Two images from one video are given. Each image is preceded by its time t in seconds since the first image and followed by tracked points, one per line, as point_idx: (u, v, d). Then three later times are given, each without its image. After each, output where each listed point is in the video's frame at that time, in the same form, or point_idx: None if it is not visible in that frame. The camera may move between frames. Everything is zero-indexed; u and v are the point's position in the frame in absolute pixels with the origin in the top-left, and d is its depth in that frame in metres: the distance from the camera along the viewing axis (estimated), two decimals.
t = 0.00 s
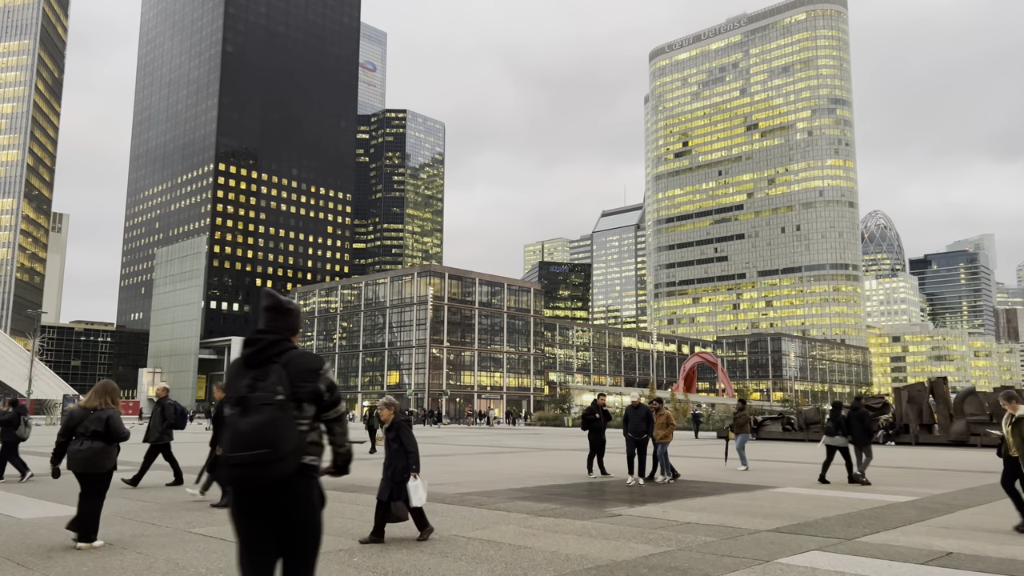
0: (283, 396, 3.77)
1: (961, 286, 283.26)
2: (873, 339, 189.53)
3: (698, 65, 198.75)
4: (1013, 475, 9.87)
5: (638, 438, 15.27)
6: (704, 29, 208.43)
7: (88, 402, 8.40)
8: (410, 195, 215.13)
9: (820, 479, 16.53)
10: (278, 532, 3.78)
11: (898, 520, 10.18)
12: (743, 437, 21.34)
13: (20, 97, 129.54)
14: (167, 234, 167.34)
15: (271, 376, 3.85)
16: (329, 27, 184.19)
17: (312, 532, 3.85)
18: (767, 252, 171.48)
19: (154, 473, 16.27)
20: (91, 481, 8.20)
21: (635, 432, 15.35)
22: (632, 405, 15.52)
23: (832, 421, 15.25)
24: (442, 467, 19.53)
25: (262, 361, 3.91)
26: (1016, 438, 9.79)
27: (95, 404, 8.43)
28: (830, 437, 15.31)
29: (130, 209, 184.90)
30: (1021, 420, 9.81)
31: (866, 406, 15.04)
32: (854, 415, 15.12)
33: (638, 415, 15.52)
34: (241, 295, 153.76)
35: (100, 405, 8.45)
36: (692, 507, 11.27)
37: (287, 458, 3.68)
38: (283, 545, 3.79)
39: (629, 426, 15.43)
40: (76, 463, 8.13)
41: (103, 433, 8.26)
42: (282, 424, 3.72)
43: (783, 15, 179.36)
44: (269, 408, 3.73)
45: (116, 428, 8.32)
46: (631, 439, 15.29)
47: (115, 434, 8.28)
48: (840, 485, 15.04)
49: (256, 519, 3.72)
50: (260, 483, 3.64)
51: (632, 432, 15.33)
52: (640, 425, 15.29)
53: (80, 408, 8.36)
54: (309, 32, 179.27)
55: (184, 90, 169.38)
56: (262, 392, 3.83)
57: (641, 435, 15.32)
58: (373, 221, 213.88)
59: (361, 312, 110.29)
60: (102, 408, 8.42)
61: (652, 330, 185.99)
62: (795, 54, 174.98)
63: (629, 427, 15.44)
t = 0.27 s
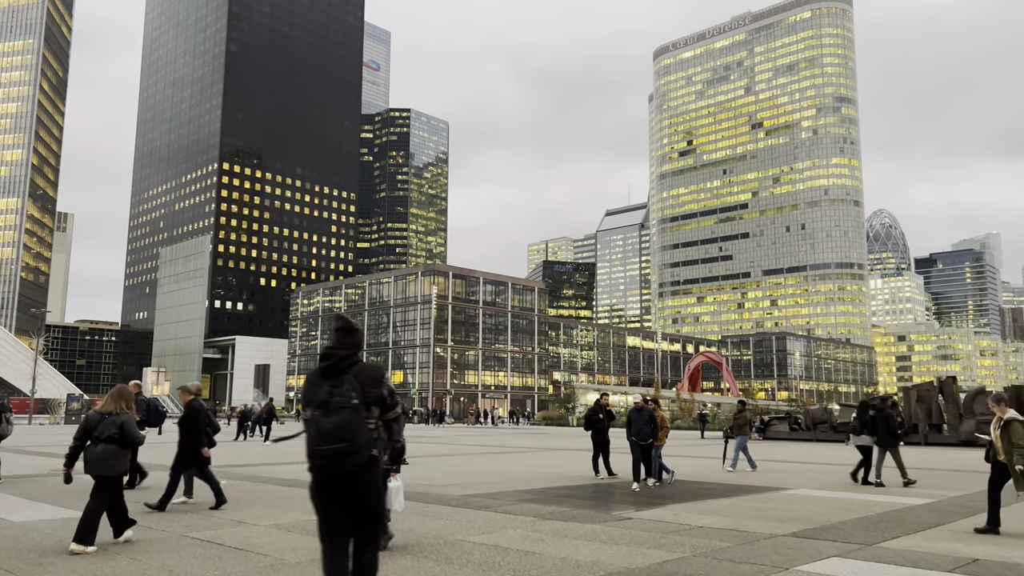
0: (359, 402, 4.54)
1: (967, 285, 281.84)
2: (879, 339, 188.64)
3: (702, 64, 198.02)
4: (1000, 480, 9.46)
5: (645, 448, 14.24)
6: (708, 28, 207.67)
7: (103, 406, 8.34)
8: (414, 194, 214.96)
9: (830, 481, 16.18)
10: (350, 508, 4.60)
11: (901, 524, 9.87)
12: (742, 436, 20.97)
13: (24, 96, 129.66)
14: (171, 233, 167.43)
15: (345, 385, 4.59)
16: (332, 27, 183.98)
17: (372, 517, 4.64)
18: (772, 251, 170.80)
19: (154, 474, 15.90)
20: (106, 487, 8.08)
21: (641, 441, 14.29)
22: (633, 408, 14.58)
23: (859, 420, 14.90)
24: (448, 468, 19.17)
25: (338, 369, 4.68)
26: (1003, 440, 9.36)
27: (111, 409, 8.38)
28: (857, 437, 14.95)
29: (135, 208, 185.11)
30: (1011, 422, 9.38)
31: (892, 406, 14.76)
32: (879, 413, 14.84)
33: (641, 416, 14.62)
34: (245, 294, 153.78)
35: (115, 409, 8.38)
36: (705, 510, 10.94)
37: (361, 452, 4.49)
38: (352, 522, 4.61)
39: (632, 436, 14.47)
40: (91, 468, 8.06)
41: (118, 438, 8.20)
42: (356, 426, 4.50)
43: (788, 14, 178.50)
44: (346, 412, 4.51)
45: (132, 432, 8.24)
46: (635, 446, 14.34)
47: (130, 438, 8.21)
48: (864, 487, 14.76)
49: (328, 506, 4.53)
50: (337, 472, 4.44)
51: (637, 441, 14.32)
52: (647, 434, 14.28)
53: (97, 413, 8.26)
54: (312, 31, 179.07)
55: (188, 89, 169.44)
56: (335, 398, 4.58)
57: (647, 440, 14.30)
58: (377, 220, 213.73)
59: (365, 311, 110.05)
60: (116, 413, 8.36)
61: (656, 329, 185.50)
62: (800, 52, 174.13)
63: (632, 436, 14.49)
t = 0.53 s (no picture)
0: (397, 407, 5.59)
1: (970, 286, 280.83)
2: (882, 340, 188.02)
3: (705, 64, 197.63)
4: (985, 480, 9.18)
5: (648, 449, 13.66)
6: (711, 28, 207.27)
7: (113, 404, 8.43)
8: (416, 195, 214.82)
9: (838, 483, 15.84)
10: (390, 492, 5.70)
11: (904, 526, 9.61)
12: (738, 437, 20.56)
13: (27, 97, 129.82)
14: (173, 234, 167.44)
15: (384, 393, 5.64)
16: (335, 27, 183.91)
17: (406, 501, 5.74)
18: (775, 252, 170.35)
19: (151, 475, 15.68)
20: (114, 484, 8.08)
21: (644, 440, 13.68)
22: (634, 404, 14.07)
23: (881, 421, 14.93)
24: (449, 470, 18.88)
25: (377, 378, 5.72)
26: (987, 437, 9.06)
27: (118, 405, 8.46)
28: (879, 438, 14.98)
29: (137, 209, 185.23)
30: (996, 420, 9.06)
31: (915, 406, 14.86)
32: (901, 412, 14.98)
33: (645, 415, 14.12)
34: (247, 295, 153.68)
35: (124, 407, 8.43)
36: (713, 514, 10.61)
37: (399, 448, 5.58)
38: (390, 504, 5.71)
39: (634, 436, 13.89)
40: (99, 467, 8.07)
41: (127, 435, 8.22)
42: (395, 425, 5.57)
43: (791, 14, 178.08)
44: (387, 412, 5.58)
45: (140, 428, 8.28)
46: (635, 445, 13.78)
47: (138, 436, 8.23)
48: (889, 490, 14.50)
49: (373, 493, 5.63)
50: (381, 462, 5.53)
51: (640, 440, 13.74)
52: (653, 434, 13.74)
53: (107, 410, 8.40)
54: (314, 32, 179.04)
55: (190, 90, 169.56)
56: (376, 402, 5.63)
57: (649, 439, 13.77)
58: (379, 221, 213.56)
59: (367, 312, 109.86)
60: (126, 411, 8.42)
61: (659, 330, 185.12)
62: (803, 53, 173.74)
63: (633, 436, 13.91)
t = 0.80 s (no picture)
0: (413, 407, 6.67)
1: (971, 287, 280.21)
2: (884, 340, 187.56)
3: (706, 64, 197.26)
4: (965, 485, 8.91)
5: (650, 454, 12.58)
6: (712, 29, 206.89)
7: (123, 409, 8.40)
8: (417, 196, 214.64)
9: (842, 486, 15.61)
10: (408, 480, 6.77)
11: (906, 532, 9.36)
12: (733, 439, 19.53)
13: (27, 98, 129.61)
14: (174, 234, 167.33)
15: (402, 394, 6.69)
16: (336, 28, 183.74)
17: (421, 490, 6.86)
18: (777, 252, 170.00)
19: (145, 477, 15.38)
20: (119, 487, 8.11)
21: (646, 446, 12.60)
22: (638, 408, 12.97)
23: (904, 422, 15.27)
24: (450, 471, 18.57)
25: (396, 382, 6.75)
26: (966, 444, 8.76)
27: (128, 410, 8.42)
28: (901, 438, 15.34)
29: (138, 209, 185.14)
30: (974, 425, 8.72)
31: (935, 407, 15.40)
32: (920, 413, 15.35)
33: (646, 418, 12.87)
34: (248, 296, 153.57)
35: (133, 411, 8.41)
36: (718, 518, 10.33)
37: (416, 443, 6.67)
38: (408, 489, 6.79)
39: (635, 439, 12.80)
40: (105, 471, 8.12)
41: (136, 440, 8.27)
42: (413, 424, 6.64)
43: (793, 14, 177.67)
44: (406, 413, 6.65)
45: (150, 434, 8.33)
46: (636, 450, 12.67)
47: (148, 440, 8.29)
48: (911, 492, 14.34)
49: (393, 479, 6.68)
50: (401, 457, 6.61)
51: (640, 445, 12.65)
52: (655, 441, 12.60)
53: (116, 415, 8.40)
54: (316, 32, 178.87)
55: (191, 90, 169.45)
56: (396, 405, 6.69)
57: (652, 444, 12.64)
58: (380, 222, 213.37)
59: (368, 313, 109.61)
60: (135, 415, 8.40)
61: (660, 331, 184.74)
62: (805, 53, 173.44)
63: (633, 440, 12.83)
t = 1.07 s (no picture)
0: (424, 408, 7.19)
1: (974, 286, 279.34)
2: (887, 340, 186.99)
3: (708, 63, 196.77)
4: (944, 483, 8.72)
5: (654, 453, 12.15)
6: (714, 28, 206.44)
7: (137, 405, 8.37)
8: (419, 195, 214.50)
9: (850, 485, 15.32)
10: (417, 471, 7.30)
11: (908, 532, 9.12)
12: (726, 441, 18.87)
13: (29, 97, 129.54)
14: (176, 234, 167.27)
15: (413, 395, 7.25)
16: (337, 27, 183.57)
17: (427, 480, 7.38)
18: (779, 251, 169.53)
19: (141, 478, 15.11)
20: (133, 482, 8.13)
21: (651, 444, 12.17)
22: (640, 404, 12.46)
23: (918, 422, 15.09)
24: (451, 472, 18.26)
25: (408, 386, 7.26)
26: (946, 439, 8.55)
27: (144, 407, 8.46)
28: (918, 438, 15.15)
29: (140, 209, 185.15)
30: (954, 421, 8.54)
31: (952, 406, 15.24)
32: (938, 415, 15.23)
33: (649, 414, 12.31)
34: (250, 295, 153.47)
35: (147, 408, 8.41)
36: (725, 520, 10.05)
37: (426, 440, 7.22)
38: (415, 480, 7.30)
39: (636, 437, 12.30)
40: (121, 465, 8.14)
41: (153, 436, 8.29)
42: (423, 422, 7.19)
43: (795, 13, 177.21)
44: (417, 414, 7.18)
45: (165, 430, 8.34)
46: (638, 449, 12.25)
47: (163, 436, 8.29)
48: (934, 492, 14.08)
49: (403, 469, 7.16)
50: (413, 452, 7.13)
51: (645, 443, 12.21)
52: (658, 439, 12.16)
53: (129, 410, 8.34)
54: (317, 32, 178.75)
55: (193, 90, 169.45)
56: (409, 406, 7.20)
57: (657, 442, 12.23)
58: (382, 221, 213.23)
59: (370, 312, 109.43)
60: (152, 411, 8.43)
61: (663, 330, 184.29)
62: (807, 52, 173.01)
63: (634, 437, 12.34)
